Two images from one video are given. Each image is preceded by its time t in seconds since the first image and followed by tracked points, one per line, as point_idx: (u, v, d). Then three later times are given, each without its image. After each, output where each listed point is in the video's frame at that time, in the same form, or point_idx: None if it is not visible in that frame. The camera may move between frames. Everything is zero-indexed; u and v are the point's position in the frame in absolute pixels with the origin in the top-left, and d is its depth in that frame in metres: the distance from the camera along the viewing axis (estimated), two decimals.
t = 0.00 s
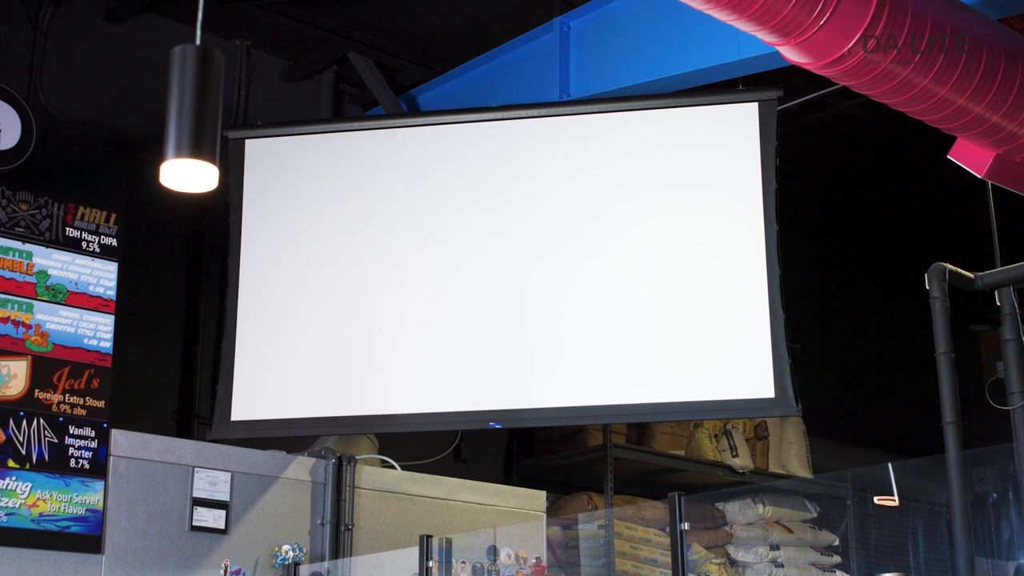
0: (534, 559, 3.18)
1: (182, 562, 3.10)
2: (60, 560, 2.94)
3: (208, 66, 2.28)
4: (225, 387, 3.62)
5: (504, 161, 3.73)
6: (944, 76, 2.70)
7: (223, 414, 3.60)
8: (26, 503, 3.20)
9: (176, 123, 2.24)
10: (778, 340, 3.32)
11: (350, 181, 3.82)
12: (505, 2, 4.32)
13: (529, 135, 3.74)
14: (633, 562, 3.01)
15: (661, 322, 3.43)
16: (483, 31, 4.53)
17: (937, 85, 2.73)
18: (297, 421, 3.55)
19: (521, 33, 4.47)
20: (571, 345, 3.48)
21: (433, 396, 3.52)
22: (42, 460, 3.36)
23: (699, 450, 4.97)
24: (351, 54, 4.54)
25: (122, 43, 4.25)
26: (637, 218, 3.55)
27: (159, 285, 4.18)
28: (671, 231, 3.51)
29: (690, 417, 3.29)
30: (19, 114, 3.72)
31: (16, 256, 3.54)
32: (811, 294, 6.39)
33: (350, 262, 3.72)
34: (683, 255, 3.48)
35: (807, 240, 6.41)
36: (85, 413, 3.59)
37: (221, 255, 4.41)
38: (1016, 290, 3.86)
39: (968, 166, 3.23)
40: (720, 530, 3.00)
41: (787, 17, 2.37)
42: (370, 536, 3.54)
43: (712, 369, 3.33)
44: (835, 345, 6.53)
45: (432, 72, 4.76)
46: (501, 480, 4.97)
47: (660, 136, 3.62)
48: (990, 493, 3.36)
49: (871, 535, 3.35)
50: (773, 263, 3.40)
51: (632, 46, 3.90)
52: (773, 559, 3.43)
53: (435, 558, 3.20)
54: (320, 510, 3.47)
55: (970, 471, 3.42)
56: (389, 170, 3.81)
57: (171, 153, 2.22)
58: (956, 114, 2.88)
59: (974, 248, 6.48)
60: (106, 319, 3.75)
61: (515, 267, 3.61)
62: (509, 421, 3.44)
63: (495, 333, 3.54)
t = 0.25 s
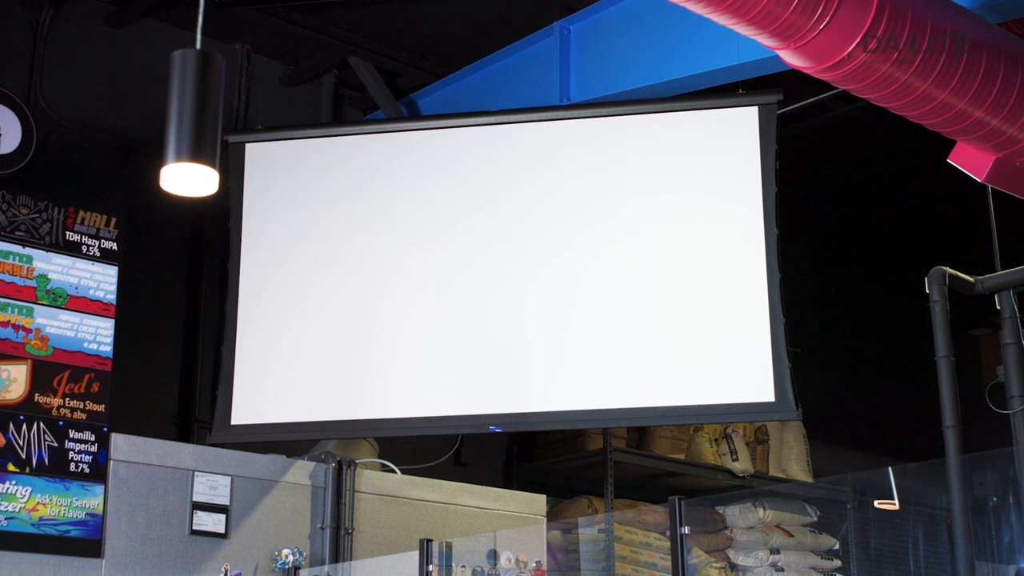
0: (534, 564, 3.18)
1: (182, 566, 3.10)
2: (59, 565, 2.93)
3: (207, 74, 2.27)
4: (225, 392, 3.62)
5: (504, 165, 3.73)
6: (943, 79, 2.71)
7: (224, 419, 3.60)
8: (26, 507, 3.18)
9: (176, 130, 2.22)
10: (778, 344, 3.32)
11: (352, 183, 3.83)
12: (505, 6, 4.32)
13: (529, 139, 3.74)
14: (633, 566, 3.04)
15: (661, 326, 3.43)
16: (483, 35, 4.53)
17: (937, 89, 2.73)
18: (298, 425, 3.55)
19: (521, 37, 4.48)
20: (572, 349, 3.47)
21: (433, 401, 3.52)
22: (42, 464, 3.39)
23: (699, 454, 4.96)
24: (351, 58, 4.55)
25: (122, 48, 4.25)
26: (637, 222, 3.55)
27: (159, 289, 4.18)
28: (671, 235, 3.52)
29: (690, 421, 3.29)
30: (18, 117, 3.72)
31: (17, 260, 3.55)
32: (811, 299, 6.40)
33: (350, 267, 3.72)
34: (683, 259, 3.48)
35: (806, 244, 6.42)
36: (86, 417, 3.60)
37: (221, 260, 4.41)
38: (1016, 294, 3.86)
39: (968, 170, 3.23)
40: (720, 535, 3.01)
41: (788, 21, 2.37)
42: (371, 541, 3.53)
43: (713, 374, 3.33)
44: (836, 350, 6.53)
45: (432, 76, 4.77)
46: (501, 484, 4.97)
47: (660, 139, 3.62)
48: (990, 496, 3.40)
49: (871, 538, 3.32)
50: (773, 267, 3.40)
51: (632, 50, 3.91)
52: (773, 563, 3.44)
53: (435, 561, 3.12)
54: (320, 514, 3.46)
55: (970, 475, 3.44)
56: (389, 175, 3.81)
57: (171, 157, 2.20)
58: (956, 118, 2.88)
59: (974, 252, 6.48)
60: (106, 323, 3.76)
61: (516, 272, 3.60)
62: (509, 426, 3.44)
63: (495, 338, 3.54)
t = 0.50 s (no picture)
0: (533, 567, 3.19)
1: (182, 571, 3.10)
2: (59, 568, 2.94)
3: (207, 77, 2.25)
4: (226, 396, 3.62)
5: (504, 169, 3.74)
6: (943, 83, 2.71)
7: (224, 422, 3.60)
8: (26, 511, 3.18)
9: (176, 135, 2.21)
10: (778, 348, 3.32)
11: (352, 187, 3.83)
12: (504, 11, 4.33)
13: (529, 143, 3.74)
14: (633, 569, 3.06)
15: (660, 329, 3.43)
16: (482, 39, 4.54)
17: (936, 93, 2.73)
18: (298, 429, 3.55)
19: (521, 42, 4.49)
20: (572, 353, 3.48)
21: (433, 405, 3.52)
22: (42, 469, 3.37)
23: (699, 457, 4.96)
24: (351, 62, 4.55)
25: (122, 52, 4.25)
26: (637, 225, 3.56)
27: (159, 293, 4.18)
28: (670, 239, 3.52)
29: (690, 425, 3.29)
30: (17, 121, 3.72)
31: (17, 264, 3.55)
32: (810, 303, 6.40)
33: (350, 271, 3.73)
34: (682, 263, 3.49)
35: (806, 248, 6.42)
36: (86, 421, 3.61)
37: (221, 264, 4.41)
38: (1016, 298, 3.86)
39: (968, 174, 3.23)
40: (720, 538, 2.99)
41: (787, 24, 2.38)
42: (371, 545, 3.52)
43: (712, 377, 3.34)
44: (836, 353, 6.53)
45: (432, 80, 4.77)
46: (501, 488, 4.97)
47: (659, 143, 3.63)
48: (990, 500, 3.45)
49: (871, 542, 3.30)
50: (773, 271, 3.40)
51: (632, 54, 3.91)
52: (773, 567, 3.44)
53: (435, 565, 3.08)
54: (320, 518, 3.46)
55: (970, 479, 3.44)
56: (389, 179, 3.81)
57: (170, 161, 2.19)
58: (956, 123, 2.88)
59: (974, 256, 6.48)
60: (106, 326, 3.76)
61: (515, 276, 3.61)
62: (509, 430, 3.44)
63: (495, 342, 3.54)
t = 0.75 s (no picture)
0: (533, 569, 3.15)
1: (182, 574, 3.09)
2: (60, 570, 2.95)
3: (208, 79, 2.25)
4: (226, 399, 3.62)
5: (504, 172, 3.74)
6: (943, 86, 2.71)
7: (224, 425, 3.60)
8: (26, 513, 3.17)
9: (176, 137, 2.20)
10: (778, 351, 3.32)
11: (352, 190, 3.83)
12: (504, 13, 4.33)
13: (529, 146, 3.74)
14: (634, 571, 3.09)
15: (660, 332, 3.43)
16: (483, 42, 4.54)
17: (936, 96, 2.73)
18: (298, 432, 3.55)
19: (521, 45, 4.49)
20: (571, 356, 3.48)
21: (432, 408, 3.52)
22: (41, 471, 3.35)
23: (699, 460, 4.96)
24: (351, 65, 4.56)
25: (121, 54, 4.26)
26: (637, 229, 3.56)
27: (159, 295, 4.18)
28: (670, 242, 3.52)
29: (690, 428, 3.29)
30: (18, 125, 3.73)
31: (17, 267, 3.56)
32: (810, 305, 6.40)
33: (350, 274, 3.73)
34: (682, 266, 3.49)
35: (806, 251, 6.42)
36: (86, 424, 3.61)
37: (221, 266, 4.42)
38: (1016, 300, 3.86)
39: (968, 177, 3.23)
40: (720, 540, 2.99)
41: (787, 27, 2.38)
42: (371, 547, 3.52)
43: (712, 380, 3.34)
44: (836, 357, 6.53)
45: (432, 83, 4.78)
46: (501, 490, 4.97)
47: (659, 146, 3.63)
48: (990, 503, 3.44)
49: (871, 547, 3.28)
50: (773, 274, 3.40)
51: (632, 56, 3.91)
52: (773, 570, 3.44)
53: (435, 568, 3.11)
54: (320, 521, 3.46)
55: (970, 481, 3.44)
56: (389, 181, 3.82)
57: (170, 163, 2.18)
58: (955, 126, 2.88)
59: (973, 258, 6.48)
60: (106, 329, 3.76)
61: (515, 279, 3.61)
62: (508, 433, 3.44)
63: (494, 345, 3.54)
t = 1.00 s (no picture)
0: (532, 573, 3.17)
1: None
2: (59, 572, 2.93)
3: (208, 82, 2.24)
4: (225, 401, 3.62)
5: (504, 174, 3.74)
6: (943, 88, 2.71)
7: (223, 427, 3.60)
8: (27, 515, 3.19)
9: (175, 140, 2.20)
10: (778, 353, 3.32)
11: (352, 191, 3.83)
12: (504, 16, 4.34)
13: (529, 148, 3.75)
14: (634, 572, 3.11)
15: (660, 334, 3.43)
16: (482, 45, 4.54)
17: (936, 98, 2.73)
18: (298, 434, 3.55)
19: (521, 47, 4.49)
20: (571, 358, 3.48)
21: (432, 410, 3.52)
22: (42, 474, 3.38)
23: (699, 462, 4.96)
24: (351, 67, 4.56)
25: (122, 57, 4.26)
26: (637, 231, 3.56)
27: (158, 298, 4.18)
28: (670, 244, 3.52)
29: (689, 430, 3.29)
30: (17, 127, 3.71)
31: (17, 269, 3.56)
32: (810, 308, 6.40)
33: (350, 276, 3.73)
34: (682, 268, 3.49)
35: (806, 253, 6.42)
36: (86, 426, 3.60)
37: (221, 269, 4.42)
38: (1016, 302, 3.86)
39: (968, 179, 3.23)
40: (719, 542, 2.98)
41: (787, 29, 2.38)
42: (370, 549, 3.52)
43: (712, 382, 3.34)
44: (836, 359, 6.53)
45: (432, 86, 4.78)
46: (501, 493, 4.97)
47: (659, 149, 3.63)
48: (990, 505, 3.41)
49: (871, 547, 3.28)
50: (773, 276, 3.41)
51: (632, 59, 3.92)
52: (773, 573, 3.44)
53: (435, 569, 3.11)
54: (320, 523, 3.46)
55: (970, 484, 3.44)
56: (389, 184, 3.82)
57: (170, 166, 2.18)
58: (955, 128, 2.88)
59: (973, 261, 6.48)
60: (106, 331, 3.76)
61: (515, 282, 3.61)
62: (508, 435, 3.44)
63: (494, 347, 3.54)
